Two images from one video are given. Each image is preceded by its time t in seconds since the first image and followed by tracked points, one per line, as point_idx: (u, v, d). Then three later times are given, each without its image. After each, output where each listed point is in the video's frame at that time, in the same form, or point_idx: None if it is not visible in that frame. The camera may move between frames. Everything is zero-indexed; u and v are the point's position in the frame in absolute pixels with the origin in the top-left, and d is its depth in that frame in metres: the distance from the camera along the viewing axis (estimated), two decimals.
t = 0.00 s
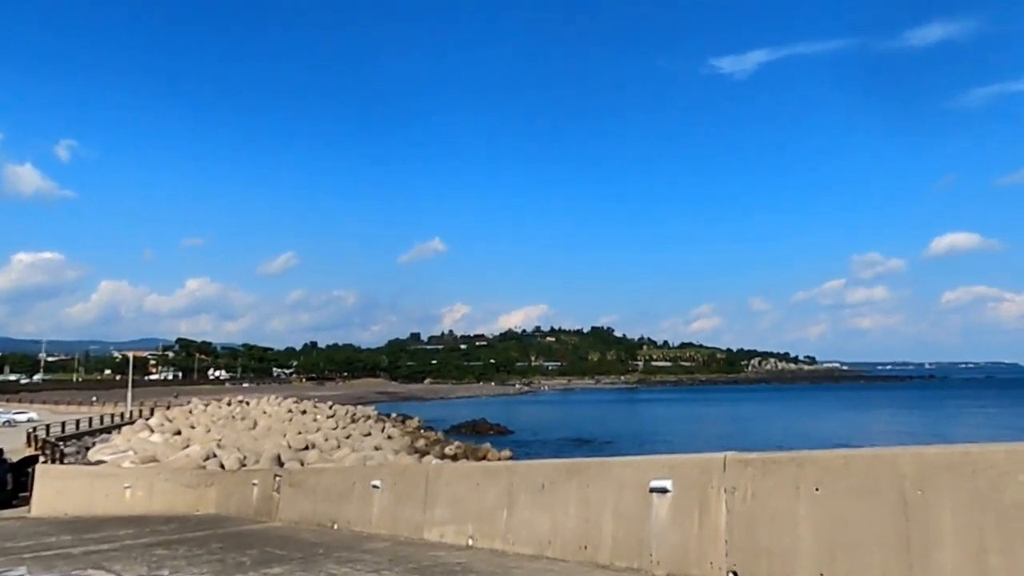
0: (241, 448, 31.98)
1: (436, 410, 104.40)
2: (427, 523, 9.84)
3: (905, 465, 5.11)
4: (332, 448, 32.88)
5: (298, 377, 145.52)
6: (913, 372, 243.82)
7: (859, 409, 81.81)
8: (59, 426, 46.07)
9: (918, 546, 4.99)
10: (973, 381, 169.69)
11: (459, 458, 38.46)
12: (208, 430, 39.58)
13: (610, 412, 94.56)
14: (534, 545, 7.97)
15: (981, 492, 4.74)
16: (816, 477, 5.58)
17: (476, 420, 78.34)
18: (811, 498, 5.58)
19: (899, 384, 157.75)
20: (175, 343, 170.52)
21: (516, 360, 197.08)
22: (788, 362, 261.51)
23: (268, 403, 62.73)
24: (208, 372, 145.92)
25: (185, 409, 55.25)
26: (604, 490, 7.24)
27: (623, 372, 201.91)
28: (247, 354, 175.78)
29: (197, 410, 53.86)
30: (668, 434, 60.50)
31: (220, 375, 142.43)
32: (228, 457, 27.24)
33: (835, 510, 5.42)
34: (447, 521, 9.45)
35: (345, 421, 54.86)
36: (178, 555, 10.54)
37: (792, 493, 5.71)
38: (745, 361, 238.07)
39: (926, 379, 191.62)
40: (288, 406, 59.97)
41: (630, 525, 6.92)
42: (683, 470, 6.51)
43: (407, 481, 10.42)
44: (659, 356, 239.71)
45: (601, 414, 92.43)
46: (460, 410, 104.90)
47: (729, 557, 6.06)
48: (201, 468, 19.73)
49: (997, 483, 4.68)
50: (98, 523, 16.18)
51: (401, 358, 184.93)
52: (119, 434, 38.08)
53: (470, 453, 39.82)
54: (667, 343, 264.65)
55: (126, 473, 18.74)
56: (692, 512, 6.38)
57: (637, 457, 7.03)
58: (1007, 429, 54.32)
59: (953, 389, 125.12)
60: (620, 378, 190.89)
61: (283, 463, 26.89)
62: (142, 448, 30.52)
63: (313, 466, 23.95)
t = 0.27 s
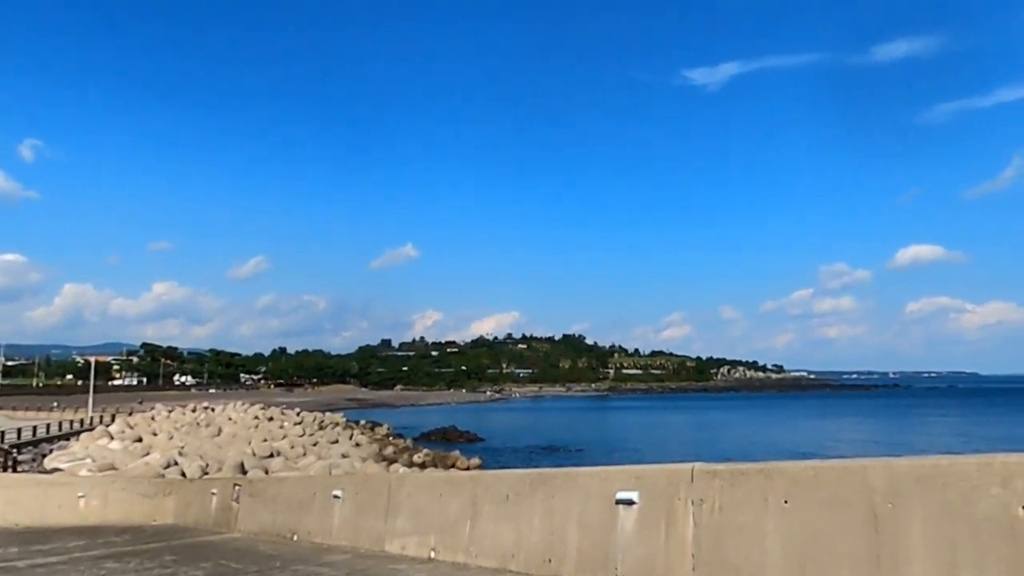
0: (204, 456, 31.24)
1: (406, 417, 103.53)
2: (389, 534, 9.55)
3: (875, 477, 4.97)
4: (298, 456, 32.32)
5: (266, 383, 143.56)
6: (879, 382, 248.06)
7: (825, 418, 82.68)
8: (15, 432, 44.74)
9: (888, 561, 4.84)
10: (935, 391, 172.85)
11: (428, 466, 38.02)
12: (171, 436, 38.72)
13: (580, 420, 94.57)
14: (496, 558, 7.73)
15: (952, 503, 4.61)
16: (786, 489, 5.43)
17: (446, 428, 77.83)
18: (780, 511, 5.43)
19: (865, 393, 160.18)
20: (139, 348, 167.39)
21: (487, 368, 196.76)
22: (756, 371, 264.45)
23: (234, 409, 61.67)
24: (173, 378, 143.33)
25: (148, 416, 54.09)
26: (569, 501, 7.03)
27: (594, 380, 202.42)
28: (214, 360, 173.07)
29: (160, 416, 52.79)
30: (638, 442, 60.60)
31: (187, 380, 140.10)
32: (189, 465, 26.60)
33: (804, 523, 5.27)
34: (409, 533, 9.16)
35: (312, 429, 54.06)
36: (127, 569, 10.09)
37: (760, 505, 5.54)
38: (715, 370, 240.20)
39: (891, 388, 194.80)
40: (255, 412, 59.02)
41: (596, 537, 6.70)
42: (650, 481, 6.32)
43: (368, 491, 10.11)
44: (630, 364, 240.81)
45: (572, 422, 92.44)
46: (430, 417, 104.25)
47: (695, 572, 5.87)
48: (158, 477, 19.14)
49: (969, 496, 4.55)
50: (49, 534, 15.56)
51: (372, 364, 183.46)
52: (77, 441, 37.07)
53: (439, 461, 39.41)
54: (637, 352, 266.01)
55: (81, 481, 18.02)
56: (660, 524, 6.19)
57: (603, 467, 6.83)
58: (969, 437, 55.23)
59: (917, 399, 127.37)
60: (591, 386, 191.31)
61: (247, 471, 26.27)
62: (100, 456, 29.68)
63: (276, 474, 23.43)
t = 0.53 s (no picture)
0: (165, 462, 30.46)
1: (376, 423, 102.54)
2: (350, 542, 9.24)
3: (846, 482, 4.83)
4: (262, 462, 31.67)
5: (233, 389, 141.33)
6: (845, 389, 251.62)
7: (793, 424, 83.44)
8: None
9: (859, 565, 4.70)
10: (899, 397, 175.89)
11: (397, 472, 37.52)
12: (132, 443, 37.76)
13: (551, 426, 94.41)
14: (460, 567, 7.48)
15: (925, 507, 4.47)
16: (756, 494, 5.27)
17: (415, 434, 77.14)
18: (750, 516, 5.26)
19: (831, 398, 162.35)
20: (102, 353, 163.75)
21: (458, 374, 195.95)
22: (725, 377, 267.05)
23: (199, 415, 60.49)
24: (137, 383, 140.45)
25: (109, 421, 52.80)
26: (535, 507, 6.81)
27: (565, 385, 202.59)
28: (180, 365, 170.07)
29: (122, 422, 51.56)
30: (607, 448, 60.59)
31: (152, 386, 137.47)
32: (149, 472, 25.89)
33: (775, 530, 5.11)
34: (370, 541, 8.86)
35: (279, 434, 53.20)
36: None
37: (730, 511, 5.37)
38: (684, 377, 241.99)
39: (856, 394, 197.63)
40: (220, 418, 57.94)
41: (562, 544, 6.49)
42: (617, 486, 6.13)
43: (329, 498, 9.81)
44: (601, 370, 241.62)
45: (542, 427, 92.30)
46: (400, 423, 103.26)
47: None
48: (115, 484, 18.50)
49: (941, 498, 4.42)
50: None
51: (341, 370, 181.65)
52: (34, 447, 35.97)
53: (408, 466, 38.93)
54: (608, 357, 266.93)
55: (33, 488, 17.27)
56: (626, 531, 6.00)
57: (569, 472, 6.63)
58: (932, 442, 56.07)
59: (881, 404, 129.48)
60: (562, 392, 191.47)
61: (209, 478, 25.64)
62: (56, 463, 28.78)
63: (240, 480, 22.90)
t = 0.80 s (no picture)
0: (129, 468, 29.74)
1: (348, 427, 101.56)
2: (312, 551, 8.95)
3: (819, 490, 4.68)
4: (229, 468, 31.07)
5: (203, 392, 139.24)
6: (816, 393, 254.69)
7: (764, 428, 84.09)
8: None
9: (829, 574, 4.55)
10: (869, 401, 178.14)
11: (367, 477, 37.05)
12: (95, 448, 36.89)
13: (525, 430, 94.23)
14: None
15: (898, 516, 4.34)
16: (724, 502, 5.11)
17: (388, 438, 76.42)
18: (720, 526, 5.09)
19: (802, 402, 163.77)
20: (68, 355, 160.50)
21: (432, 377, 194.99)
22: (698, 382, 269.01)
23: (167, 420, 59.37)
24: (104, 386, 137.80)
25: (72, 426, 51.56)
26: (499, 515, 6.60)
27: (540, 389, 202.55)
28: (149, 368, 167.25)
29: (86, 426, 50.36)
30: (581, 452, 60.45)
31: (120, 389, 135.00)
32: (111, 478, 25.23)
33: (746, 537, 4.94)
34: (333, 550, 8.58)
35: (249, 439, 52.33)
36: None
37: (698, 520, 5.21)
38: (658, 381, 243.09)
39: (827, 399, 199.78)
40: (188, 422, 56.89)
41: (526, 554, 6.28)
42: (583, 494, 5.94)
43: (290, 506, 9.50)
44: (576, 374, 241.87)
45: (516, 432, 92.04)
46: (373, 428, 102.47)
47: None
48: (72, 491, 17.92)
49: (916, 507, 4.28)
50: None
51: (314, 373, 179.87)
52: None
53: (379, 471, 38.45)
54: (582, 362, 267.57)
55: None
56: (592, 539, 5.80)
57: (535, 480, 6.42)
58: (902, 446, 56.63)
59: (851, 408, 130.87)
60: (536, 396, 191.23)
61: (173, 484, 25.08)
62: (15, 468, 27.95)
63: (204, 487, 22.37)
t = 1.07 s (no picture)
0: (94, 471, 29.03)
1: (323, 430, 100.41)
2: (272, 556, 8.65)
3: (788, 490, 4.52)
4: (198, 471, 30.46)
5: (174, 395, 137.01)
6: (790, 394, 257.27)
7: (739, 430, 84.61)
8: None
9: None
10: (841, 403, 180.16)
11: (340, 479, 36.54)
12: (60, 450, 36.01)
13: (501, 432, 94.02)
14: None
15: (869, 516, 4.20)
16: (692, 503, 4.93)
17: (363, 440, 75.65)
18: (688, 528, 4.92)
19: (776, 404, 165.12)
20: (36, 357, 157.20)
21: (408, 379, 193.96)
22: (674, 385, 270.17)
23: (136, 422, 58.24)
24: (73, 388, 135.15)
25: (38, 428, 50.38)
26: (464, 518, 6.38)
27: (516, 392, 202.24)
28: (118, 370, 164.19)
29: (52, 429, 49.24)
30: (557, 454, 60.28)
31: (90, 391, 132.57)
32: (74, 481, 24.58)
33: (715, 537, 4.77)
34: (293, 554, 8.29)
35: (220, 442, 51.43)
36: None
37: (666, 522, 5.02)
38: (634, 383, 243.90)
39: (801, 401, 201.73)
40: (158, 425, 55.87)
41: (490, 557, 6.07)
42: (549, 494, 5.74)
43: (252, 508, 9.20)
44: (553, 376, 241.78)
45: (493, 434, 91.71)
46: (348, 430, 101.53)
47: None
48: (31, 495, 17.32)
49: (890, 507, 4.13)
50: None
51: (288, 375, 177.87)
52: None
53: (353, 474, 37.97)
54: (559, 364, 267.80)
55: None
56: (559, 541, 5.59)
57: (501, 481, 6.21)
58: (874, 447, 57.28)
59: (824, 410, 132.20)
60: (513, 398, 190.87)
61: (139, 487, 24.48)
62: None
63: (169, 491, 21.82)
